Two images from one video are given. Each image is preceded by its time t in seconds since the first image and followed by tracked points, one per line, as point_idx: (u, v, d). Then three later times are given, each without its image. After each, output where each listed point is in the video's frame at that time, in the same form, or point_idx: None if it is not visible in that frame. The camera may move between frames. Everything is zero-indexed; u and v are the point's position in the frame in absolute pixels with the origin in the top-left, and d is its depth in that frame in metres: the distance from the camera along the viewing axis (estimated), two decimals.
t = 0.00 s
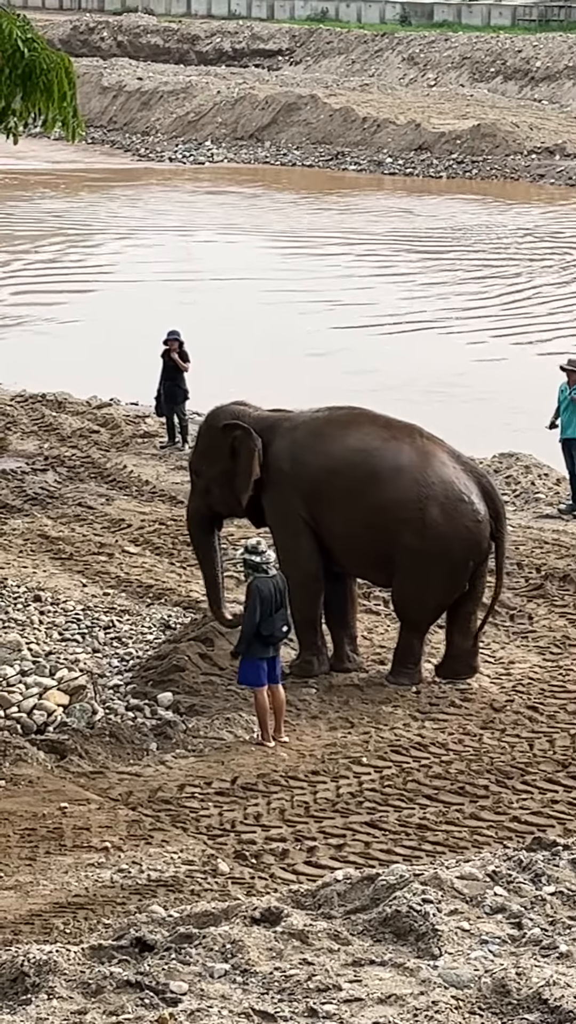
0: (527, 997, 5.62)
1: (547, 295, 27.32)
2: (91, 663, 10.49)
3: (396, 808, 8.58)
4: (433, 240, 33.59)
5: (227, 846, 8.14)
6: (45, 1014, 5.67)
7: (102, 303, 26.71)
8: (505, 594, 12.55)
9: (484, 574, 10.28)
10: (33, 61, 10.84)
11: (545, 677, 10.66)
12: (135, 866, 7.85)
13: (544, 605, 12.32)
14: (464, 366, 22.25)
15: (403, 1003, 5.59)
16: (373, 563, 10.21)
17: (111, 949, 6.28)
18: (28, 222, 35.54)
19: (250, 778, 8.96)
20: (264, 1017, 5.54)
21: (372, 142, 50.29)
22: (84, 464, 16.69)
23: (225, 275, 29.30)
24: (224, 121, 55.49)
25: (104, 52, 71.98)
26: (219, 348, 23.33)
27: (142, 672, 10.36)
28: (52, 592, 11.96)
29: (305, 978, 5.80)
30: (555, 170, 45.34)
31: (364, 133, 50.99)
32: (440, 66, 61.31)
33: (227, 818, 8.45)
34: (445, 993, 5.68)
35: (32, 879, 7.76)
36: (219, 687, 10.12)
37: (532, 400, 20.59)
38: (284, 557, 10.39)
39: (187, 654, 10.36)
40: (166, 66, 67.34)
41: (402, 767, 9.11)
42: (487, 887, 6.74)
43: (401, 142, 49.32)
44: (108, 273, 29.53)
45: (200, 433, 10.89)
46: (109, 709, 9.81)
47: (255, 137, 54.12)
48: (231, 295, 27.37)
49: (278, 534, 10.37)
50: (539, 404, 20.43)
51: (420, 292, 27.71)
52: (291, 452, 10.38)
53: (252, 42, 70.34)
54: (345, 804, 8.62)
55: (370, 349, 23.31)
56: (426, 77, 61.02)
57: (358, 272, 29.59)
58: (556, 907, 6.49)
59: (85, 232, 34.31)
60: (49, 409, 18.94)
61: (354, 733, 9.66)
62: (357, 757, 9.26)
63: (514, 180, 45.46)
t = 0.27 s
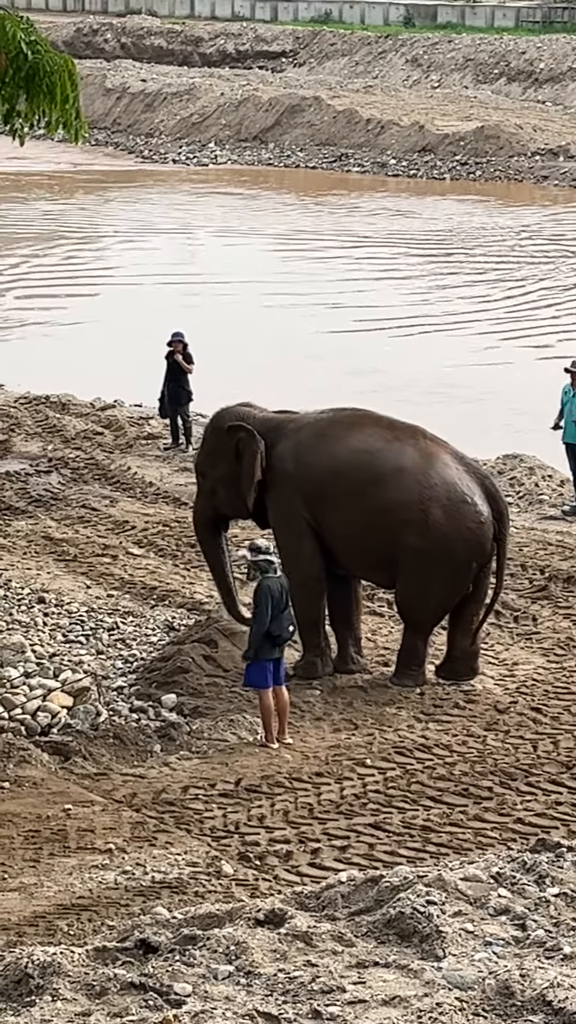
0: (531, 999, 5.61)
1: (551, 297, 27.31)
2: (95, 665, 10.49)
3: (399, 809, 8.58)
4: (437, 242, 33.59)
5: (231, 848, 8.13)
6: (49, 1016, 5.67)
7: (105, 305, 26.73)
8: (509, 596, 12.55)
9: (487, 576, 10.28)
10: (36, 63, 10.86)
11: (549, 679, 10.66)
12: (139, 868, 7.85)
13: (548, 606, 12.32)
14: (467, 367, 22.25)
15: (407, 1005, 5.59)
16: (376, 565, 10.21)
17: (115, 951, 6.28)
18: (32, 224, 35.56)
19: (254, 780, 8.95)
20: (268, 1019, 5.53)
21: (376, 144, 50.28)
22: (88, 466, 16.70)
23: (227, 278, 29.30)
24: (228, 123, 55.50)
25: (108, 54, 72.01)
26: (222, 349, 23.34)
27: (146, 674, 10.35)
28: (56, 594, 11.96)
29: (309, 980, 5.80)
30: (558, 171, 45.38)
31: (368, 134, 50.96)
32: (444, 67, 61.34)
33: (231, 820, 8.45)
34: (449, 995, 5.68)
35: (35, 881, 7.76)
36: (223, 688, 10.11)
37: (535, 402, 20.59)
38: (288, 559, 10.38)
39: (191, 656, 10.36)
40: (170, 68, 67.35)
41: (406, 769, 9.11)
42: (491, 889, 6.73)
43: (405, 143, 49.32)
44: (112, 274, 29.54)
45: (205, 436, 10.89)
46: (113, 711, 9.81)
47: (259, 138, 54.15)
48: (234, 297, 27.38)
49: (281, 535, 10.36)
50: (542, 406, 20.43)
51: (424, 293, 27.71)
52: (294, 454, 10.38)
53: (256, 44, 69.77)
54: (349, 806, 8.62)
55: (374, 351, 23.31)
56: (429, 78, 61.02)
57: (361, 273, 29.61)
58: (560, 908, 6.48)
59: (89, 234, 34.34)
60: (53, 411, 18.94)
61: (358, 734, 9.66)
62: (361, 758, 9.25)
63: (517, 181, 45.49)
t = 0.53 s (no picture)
0: (534, 1000, 5.62)
1: (552, 298, 27.31)
2: (97, 667, 10.50)
3: (402, 811, 8.57)
4: (440, 243, 33.57)
5: (233, 849, 8.13)
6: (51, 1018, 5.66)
7: (108, 306, 26.73)
8: (511, 598, 12.54)
9: (488, 577, 10.29)
10: (38, 66, 10.83)
11: (551, 681, 10.65)
12: (141, 869, 7.85)
13: (551, 607, 12.31)
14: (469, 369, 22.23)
15: (409, 1006, 5.59)
16: (377, 566, 10.21)
17: (118, 953, 6.28)
18: (34, 225, 35.54)
19: (257, 782, 8.95)
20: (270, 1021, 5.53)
21: (378, 146, 50.23)
22: (90, 467, 16.70)
23: (230, 279, 29.31)
24: (230, 125, 55.46)
25: (110, 55, 71.95)
26: (224, 351, 23.34)
27: (149, 676, 10.34)
28: (59, 596, 11.96)
29: (312, 982, 5.80)
30: (561, 173, 45.39)
31: (370, 136, 50.91)
32: (446, 69, 61.33)
33: (234, 822, 8.45)
34: (452, 997, 5.67)
35: (38, 883, 7.76)
36: (226, 690, 10.11)
37: (537, 403, 20.58)
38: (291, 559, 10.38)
39: (194, 657, 10.35)
40: (172, 70, 67.30)
41: (408, 770, 9.10)
42: (494, 891, 6.73)
43: (408, 145, 49.28)
44: (114, 275, 29.55)
45: (209, 436, 10.89)
46: (115, 712, 9.81)
47: (261, 140, 54.13)
48: (236, 298, 27.37)
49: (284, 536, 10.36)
50: (545, 407, 20.42)
51: (426, 295, 27.70)
52: (297, 455, 10.38)
53: (258, 45, 70.05)
54: (352, 807, 8.61)
55: (377, 352, 23.29)
56: (432, 80, 61.01)
57: (364, 275, 29.60)
58: (562, 910, 6.48)
59: (90, 236, 34.32)
60: (55, 413, 18.95)
61: (360, 736, 9.65)
62: (364, 760, 9.25)
63: (520, 183, 45.51)
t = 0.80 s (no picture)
0: (538, 1002, 5.61)
1: (555, 300, 27.30)
2: (101, 669, 10.50)
3: (405, 813, 8.58)
4: (443, 245, 33.55)
5: (237, 851, 8.13)
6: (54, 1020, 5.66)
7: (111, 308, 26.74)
8: (515, 600, 12.53)
9: (492, 579, 10.28)
10: (40, 69, 10.66)
11: (555, 683, 10.64)
12: (145, 871, 7.86)
13: (554, 609, 12.31)
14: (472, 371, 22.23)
15: (413, 1008, 5.59)
16: (381, 568, 10.21)
17: (122, 954, 6.28)
18: (37, 227, 35.57)
19: (260, 784, 8.95)
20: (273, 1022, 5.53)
21: (382, 147, 50.25)
22: (93, 470, 16.71)
23: (233, 281, 29.34)
24: (233, 127, 55.49)
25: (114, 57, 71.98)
26: (227, 353, 23.35)
27: (152, 678, 10.34)
28: (62, 598, 11.97)
29: (316, 984, 5.80)
30: (563, 175, 45.41)
31: (373, 138, 50.92)
32: (449, 71, 61.36)
33: (237, 824, 8.45)
34: (456, 999, 5.67)
35: (42, 884, 7.76)
36: (229, 692, 10.11)
37: (541, 405, 20.58)
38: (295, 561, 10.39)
39: (197, 660, 10.35)
40: (175, 72, 67.32)
41: (412, 772, 9.10)
42: (498, 893, 6.73)
43: (410, 147, 49.30)
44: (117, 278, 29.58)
45: (214, 439, 10.90)
46: (119, 715, 9.81)
47: (264, 142, 54.15)
48: (239, 300, 27.37)
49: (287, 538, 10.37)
50: (548, 408, 20.42)
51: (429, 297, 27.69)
52: (301, 456, 10.39)
53: (261, 48, 70.15)
54: (355, 809, 8.61)
55: (380, 354, 23.29)
56: (435, 82, 61.02)
57: (367, 277, 29.61)
58: (566, 911, 6.47)
59: (93, 238, 34.33)
60: (58, 415, 18.96)
61: (364, 739, 9.64)
62: (367, 762, 9.24)
63: (523, 185, 45.53)
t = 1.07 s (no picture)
0: (541, 1004, 5.61)
1: (558, 301, 27.30)
2: (104, 670, 10.50)
3: (409, 814, 8.58)
4: (446, 246, 33.55)
5: (240, 853, 8.13)
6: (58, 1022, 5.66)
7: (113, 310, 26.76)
8: (518, 601, 12.53)
9: (495, 581, 10.28)
10: (43, 71, 10.34)
11: (558, 684, 10.64)
12: (148, 872, 7.86)
13: (557, 611, 12.31)
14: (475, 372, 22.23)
15: (416, 1010, 5.59)
16: (383, 569, 10.21)
17: (125, 956, 6.28)
18: (40, 229, 35.60)
19: (264, 785, 8.95)
20: None
21: (384, 149, 50.29)
22: (97, 471, 16.72)
23: (236, 282, 29.37)
24: (236, 128, 55.55)
25: (116, 59, 72.05)
26: (229, 354, 23.36)
27: (156, 680, 10.34)
28: (66, 599, 11.98)
29: (319, 986, 5.79)
30: (566, 176, 45.45)
31: (376, 139, 50.98)
32: (452, 72, 61.37)
33: (241, 825, 8.45)
34: (459, 1000, 5.67)
35: (45, 886, 7.77)
36: (232, 694, 10.12)
37: (543, 406, 20.57)
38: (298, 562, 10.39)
39: (200, 661, 10.36)
40: (178, 73, 67.36)
41: (415, 774, 9.10)
42: (502, 895, 6.73)
43: (413, 149, 49.32)
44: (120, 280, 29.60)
45: (217, 440, 10.92)
46: (122, 716, 9.82)
47: (267, 144, 54.17)
48: (242, 302, 27.38)
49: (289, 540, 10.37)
50: (550, 410, 20.42)
51: (432, 298, 27.69)
52: (304, 458, 10.40)
53: (263, 50, 70.23)
54: (359, 811, 8.62)
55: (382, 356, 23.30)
56: (438, 83, 61.06)
57: (369, 278, 29.62)
58: (570, 912, 6.47)
59: (96, 240, 34.35)
60: (61, 416, 18.98)
61: (367, 740, 9.65)
62: (371, 763, 9.25)
63: (526, 187, 45.56)
